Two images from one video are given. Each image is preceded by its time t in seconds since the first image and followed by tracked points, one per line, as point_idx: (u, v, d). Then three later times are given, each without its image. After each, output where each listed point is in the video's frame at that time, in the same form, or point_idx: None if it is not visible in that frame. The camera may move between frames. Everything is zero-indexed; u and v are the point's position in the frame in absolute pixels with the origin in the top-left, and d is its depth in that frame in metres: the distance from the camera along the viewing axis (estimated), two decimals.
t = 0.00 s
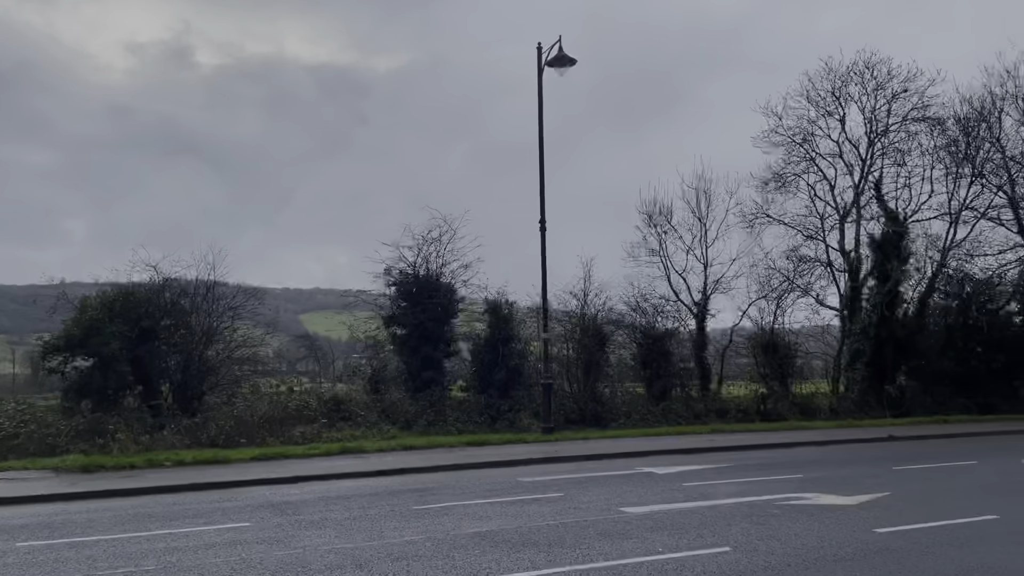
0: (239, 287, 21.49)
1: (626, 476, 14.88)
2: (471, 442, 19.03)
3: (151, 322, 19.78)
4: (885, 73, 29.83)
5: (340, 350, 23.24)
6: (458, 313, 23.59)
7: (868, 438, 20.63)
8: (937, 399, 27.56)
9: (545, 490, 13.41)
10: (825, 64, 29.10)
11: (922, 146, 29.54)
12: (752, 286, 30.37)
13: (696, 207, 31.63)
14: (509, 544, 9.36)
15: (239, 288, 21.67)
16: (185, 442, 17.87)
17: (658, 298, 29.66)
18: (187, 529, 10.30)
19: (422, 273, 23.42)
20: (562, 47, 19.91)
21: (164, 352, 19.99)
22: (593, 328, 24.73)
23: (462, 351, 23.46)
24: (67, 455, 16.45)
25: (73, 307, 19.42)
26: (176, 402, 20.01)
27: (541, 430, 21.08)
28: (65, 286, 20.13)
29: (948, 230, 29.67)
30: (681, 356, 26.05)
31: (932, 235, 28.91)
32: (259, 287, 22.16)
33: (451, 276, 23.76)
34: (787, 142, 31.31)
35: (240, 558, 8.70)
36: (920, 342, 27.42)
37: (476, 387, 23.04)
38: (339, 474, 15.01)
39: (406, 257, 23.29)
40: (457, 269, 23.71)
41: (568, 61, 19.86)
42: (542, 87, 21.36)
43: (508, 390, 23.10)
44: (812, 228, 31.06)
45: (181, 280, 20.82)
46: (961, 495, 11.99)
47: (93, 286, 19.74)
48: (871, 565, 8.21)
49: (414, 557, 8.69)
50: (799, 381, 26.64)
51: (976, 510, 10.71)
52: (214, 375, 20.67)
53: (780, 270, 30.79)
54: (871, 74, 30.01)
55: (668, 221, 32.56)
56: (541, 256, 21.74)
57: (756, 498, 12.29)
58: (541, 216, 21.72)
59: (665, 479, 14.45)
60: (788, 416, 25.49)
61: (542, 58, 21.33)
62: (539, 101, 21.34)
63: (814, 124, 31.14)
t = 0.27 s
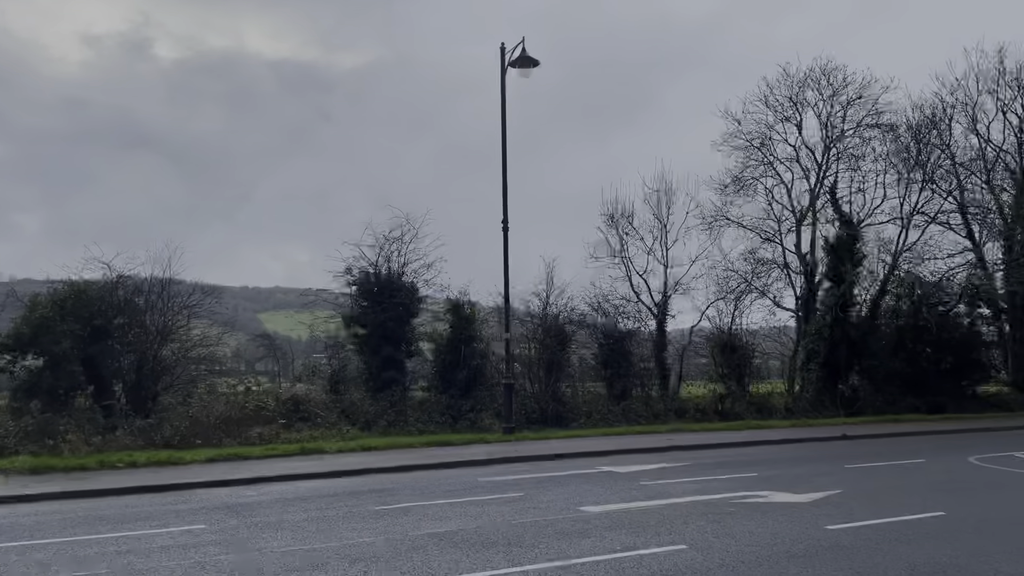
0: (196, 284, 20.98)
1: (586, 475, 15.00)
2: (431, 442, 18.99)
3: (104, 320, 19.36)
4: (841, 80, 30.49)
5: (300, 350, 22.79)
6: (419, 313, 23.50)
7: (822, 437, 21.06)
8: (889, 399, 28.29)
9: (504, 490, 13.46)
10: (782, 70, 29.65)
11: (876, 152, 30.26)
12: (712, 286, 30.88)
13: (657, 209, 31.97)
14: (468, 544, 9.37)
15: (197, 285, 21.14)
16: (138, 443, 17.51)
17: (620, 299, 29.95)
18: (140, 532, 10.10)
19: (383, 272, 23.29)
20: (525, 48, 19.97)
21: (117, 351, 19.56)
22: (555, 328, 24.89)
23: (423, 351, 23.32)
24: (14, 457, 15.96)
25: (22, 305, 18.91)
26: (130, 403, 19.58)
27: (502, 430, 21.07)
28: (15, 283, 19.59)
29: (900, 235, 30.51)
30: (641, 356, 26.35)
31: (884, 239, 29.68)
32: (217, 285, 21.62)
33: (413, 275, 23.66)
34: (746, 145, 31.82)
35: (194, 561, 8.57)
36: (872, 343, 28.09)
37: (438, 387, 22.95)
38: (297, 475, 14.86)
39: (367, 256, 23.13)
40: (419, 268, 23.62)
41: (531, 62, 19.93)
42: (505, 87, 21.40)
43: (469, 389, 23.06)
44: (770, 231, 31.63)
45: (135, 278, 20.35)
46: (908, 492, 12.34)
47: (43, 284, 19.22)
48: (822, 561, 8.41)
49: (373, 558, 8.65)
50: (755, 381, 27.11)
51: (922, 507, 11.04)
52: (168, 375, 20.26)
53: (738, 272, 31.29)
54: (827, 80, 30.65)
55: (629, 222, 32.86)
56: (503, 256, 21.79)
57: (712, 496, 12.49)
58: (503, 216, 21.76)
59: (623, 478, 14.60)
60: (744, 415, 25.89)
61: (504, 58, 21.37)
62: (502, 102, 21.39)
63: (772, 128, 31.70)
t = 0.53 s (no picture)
0: (156, 281, 20.61)
1: (551, 474, 15.07)
2: (396, 442, 18.90)
3: (61, 318, 19.04)
4: (803, 84, 31.02)
5: (263, 349, 22.56)
6: (385, 312, 23.38)
7: (783, 435, 21.40)
8: (848, 397, 28.86)
9: (469, 489, 13.45)
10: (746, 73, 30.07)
11: (836, 155, 30.82)
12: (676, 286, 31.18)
13: (623, 209, 32.22)
14: (432, 543, 9.35)
15: (157, 282, 20.77)
16: (96, 443, 17.17)
17: (586, 298, 30.13)
18: (97, 533, 9.90)
19: (348, 271, 23.12)
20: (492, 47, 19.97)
21: (74, 349, 19.19)
22: (521, 327, 24.98)
23: (388, 350, 23.20)
24: None
25: None
26: (87, 402, 19.17)
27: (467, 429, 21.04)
28: None
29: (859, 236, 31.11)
30: (606, 355, 26.52)
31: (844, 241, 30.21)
32: (178, 282, 21.25)
33: (379, 273, 23.52)
34: (710, 147, 32.20)
35: (153, 562, 8.42)
36: (832, 342, 28.64)
37: (403, 387, 22.84)
38: (259, 475, 14.67)
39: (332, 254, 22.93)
40: (384, 266, 23.48)
41: (498, 62, 19.93)
42: (472, 85, 21.37)
43: (435, 389, 22.96)
44: (733, 232, 32.05)
45: (94, 275, 19.96)
46: (865, 489, 12.60)
47: None
48: (781, 557, 8.56)
49: (336, 558, 8.59)
50: (719, 380, 27.45)
51: (879, 503, 11.28)
52: (128, 374, 19.90)
53: (703, 272, 31.66)
54: (789, 84, 31.16)
55: (595, 222, 33.05)
56: (470, 255, 21.76)
57: (675, 494, 12.62)
58: (470, 215, 21.73)
59: (588, 476, 14.68)
60: (708, 413, 26.17)
61: (472, 57, 21.35)
62: (469, 101, 21.36)
63: (736, 131, 32.12)
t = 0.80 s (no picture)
0: (119, 280, 20.64)
1: (521, 473, 15.09)
2: (365, 442, 18.82)
3: (21, 316, 18.68)
4: (770, 88, 31.45)
5: (230, 350, 21.72)
6: (354, 311, 23.25)
7: (749, 434, 21.68)
8: (813, 396, 29.33)
9: (439, 488, 13.43)
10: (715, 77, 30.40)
11: (803, 158, 31.27)
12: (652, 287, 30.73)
13: (594, 210, 32.41)
14: (401, 543, 9.33)
15: (120, 281, 20.77)
16: (56, 445, 16.86)
17: (556, 298, 30.24)
18: (58, 536, 9.72)
19: (317, 270, 22.95)
20: (463, 47, 19.94)
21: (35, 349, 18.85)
22: (491, 326, 25.03)
23: (358, 349, 23.09)
24: None
25: None
26: (47, 402, 18.79)
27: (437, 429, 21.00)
28: None
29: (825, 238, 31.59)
30: (576, 355, 26.63)
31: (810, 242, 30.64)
32: (142, 281, 21.11)
33: (348, 272, 23.36)
34: (680, 149, 32.49)
35: (116, 565, 8.30)
36: (797, 342, 29.09)
37: (372, 387, 22.72)
38: (226, 476, 14.50)
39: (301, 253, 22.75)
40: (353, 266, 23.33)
41: (469, 61, 19.92)
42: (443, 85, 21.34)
43: (404, 388, 22.86)
44: (702, 233, 32.39)
45: (56, 273, 19.78)
46: (829, 486, 12.83)
47: None
48: (747, 554, 8.68)
49: (303, 559, 8.53)
50: (687, 379, 27.72)
51: (841, 501, 11.49)
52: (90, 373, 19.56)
53: (672, 273, 31.96)
54: (757, 88, 31.57)
55: (566, 223, 33.16)
56: (440, 255, 21.73)
57: (643, 493, 12.73)
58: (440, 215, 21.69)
59: (557, 476, 14.75)
60: (676, 412, 26.41)
61: (443, 57, 21.31)
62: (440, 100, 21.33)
63: (705, 133, 32.45)
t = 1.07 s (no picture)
0: (82, 280, 20.28)
1: (490, 474, 15.10)
2: (333, 443, 18.70)
3: None
4: (739, 91, 31.84)
5: (197, 350, 22.09)
6: (323, 311, 23.08)
7: (717, 433, 21.92)
8: (779, 396, 29.75)
9: (407, 489, 13.39)
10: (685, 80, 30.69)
11: (770, 161, 31.68)
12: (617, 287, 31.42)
13: (565, 211, 32.54)
14: (367, 544, 9.30)
15: (83, 281, 20.43)
16: (16, 447, 16.51)
17: (527, 299, 30.30)
18: (17, 540, 9.52)
19: (286, 270, 22.74)
20: (434, 46, 19.91)
21: None
22: (462, 327, 25.05)
23: (327, 350, 22.94)
24: None
25: None
26: (7, 404, 18.36)
27: (406, 430, 20.93)
28: None
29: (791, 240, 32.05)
30: (547, 355, 26.70)
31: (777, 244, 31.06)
32: (105, 281, 20.93)
33: (317, 272, 23.18)
34: (650, 152, 32.76)
35: (76, 568, 8.15)
36: (764, 343, 29.50)
37: (341, 388, 22.57)
38: (191, 478, 14.30)
39: (269, 252, 22.51)
40: (322, 265, 23.14)
41: (440, 60, 19.89)
42: (413, 84, 21.27)
43: (374, 389, 22.73)
44: (671, 235, 32.68)
45: (16, 272, 19.29)
46: (793, 485, 13.03)
47: None
48: (713, 552, 8.78)
49: (268, 561, 8.46)
50: (656, 379, 27.93)
51: (805, 499, 11.68)
52: (52, 374, 19.18)
53: (641, 274, 32.21)
54: (725, 91, 31.95)
55: (537, 223, 33.24)
56: (410, 255, 21.66)
57: (611, 492, 12.81)
58: (411, 215, 21.63)
59: (526, 476, 14.78)
60: (644, 412, 26.60)
61: (414, 55, 21.25)
62: (411, 99, 21.26)
63: (675, 136, 32.75)
